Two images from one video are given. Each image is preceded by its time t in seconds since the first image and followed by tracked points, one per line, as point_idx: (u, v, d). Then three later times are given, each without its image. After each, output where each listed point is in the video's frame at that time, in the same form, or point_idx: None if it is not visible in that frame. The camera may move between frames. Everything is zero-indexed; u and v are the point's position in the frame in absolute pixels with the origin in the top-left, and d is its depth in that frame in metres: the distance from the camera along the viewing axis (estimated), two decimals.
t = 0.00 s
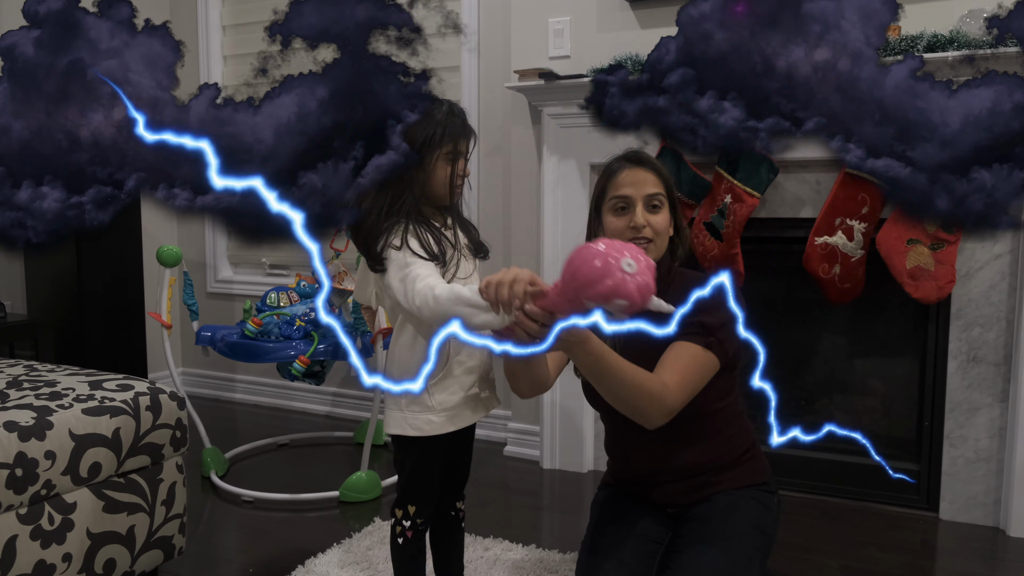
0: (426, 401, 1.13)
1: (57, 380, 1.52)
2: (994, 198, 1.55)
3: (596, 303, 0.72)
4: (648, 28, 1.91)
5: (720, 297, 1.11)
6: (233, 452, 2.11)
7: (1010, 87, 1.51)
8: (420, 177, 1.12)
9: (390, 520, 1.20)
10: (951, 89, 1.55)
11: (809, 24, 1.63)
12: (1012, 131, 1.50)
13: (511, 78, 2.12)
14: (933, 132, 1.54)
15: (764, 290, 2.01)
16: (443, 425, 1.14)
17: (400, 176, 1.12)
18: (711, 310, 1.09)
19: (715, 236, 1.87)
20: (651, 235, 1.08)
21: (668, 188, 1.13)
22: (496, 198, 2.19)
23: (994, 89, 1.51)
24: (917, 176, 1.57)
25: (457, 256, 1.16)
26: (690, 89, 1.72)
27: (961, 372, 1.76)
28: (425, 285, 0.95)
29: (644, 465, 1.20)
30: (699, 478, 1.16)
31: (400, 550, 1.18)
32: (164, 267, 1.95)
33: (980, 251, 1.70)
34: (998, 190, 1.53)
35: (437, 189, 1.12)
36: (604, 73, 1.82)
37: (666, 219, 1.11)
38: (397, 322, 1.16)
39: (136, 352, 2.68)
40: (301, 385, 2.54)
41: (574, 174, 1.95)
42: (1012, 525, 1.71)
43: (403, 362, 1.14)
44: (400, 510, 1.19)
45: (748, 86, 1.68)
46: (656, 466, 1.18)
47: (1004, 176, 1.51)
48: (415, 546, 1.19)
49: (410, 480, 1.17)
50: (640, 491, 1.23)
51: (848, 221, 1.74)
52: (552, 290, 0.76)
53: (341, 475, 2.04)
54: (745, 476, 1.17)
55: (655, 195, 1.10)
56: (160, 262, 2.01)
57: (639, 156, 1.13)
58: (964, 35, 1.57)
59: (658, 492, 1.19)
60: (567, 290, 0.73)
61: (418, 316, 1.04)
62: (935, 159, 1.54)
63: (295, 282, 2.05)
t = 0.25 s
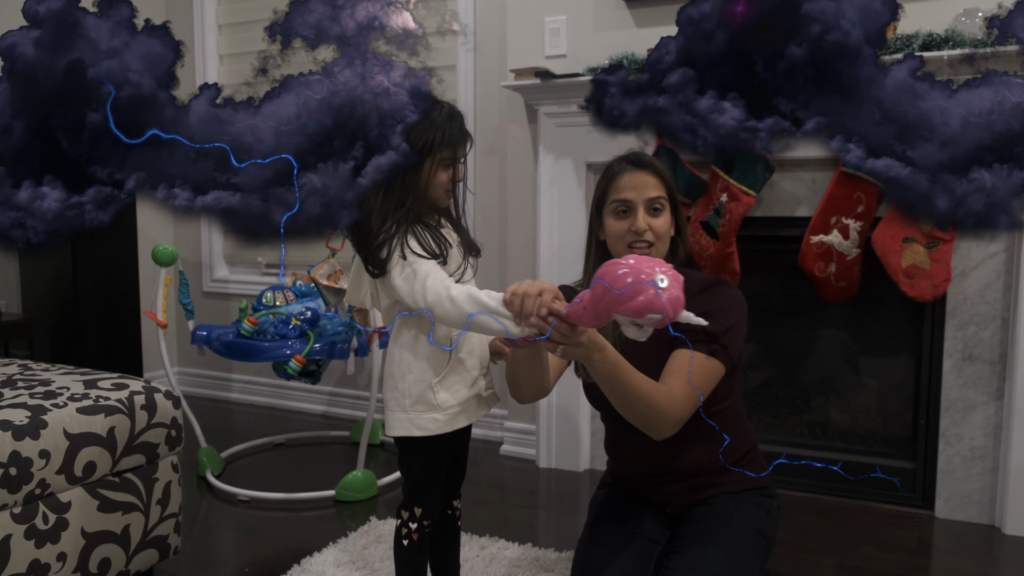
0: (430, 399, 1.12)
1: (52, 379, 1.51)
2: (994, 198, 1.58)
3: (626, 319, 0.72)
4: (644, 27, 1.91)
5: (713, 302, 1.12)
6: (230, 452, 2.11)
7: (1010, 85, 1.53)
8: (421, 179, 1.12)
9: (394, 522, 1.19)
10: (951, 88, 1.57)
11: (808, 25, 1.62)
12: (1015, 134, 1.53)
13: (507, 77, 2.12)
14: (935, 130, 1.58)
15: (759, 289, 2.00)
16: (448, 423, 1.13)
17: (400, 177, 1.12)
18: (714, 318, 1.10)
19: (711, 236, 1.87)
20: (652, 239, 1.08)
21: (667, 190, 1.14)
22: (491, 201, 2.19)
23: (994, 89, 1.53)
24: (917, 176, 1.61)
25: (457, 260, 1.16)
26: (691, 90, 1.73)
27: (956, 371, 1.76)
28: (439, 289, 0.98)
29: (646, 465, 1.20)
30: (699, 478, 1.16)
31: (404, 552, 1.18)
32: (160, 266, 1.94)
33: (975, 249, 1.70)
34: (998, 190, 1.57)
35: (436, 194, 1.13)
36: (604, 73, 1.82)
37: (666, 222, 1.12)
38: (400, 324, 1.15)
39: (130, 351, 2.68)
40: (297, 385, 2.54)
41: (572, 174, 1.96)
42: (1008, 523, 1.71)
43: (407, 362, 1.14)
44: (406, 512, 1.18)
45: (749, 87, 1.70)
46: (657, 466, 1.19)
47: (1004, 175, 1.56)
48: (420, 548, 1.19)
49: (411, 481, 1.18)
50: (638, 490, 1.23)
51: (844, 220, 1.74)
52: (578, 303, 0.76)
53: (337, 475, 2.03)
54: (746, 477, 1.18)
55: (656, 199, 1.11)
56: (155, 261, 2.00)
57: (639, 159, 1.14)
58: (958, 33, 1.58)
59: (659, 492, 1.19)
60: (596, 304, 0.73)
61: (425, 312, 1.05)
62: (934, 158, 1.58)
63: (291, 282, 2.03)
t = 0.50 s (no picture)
0: (439, 397, 1.13)
1: (43, 380, 1.51)
2: (993, 198, 1.58)
3: (661, 260, 0.73)
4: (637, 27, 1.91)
5: (704, 297, 1.11)
6: (222, 453, 2.11)
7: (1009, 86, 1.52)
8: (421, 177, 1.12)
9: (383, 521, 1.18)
10: (951, 89, 1.56)
11: (809, 25, 1.63)
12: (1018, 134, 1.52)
13: (500, 77, 2.12)
14: (938, 131, 1.56)
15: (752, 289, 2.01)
16: (456, 421, 1.15)
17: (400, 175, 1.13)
18: (708, 311, 1.09)
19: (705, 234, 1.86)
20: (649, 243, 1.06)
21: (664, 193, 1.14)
22: (484, 202, 2.19)
23: (994, 89, 1.53)
24: (917, 176, 1.61)
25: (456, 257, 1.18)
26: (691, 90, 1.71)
27: (948, 370, 1.77)
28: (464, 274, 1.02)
29: (642, 465, 1.20)
30: (694, 478, 1.16)
31: (393, 552, 1.17)
32: (152, 267, 1.93)
33: (967, 249, 1.71)
34: (998, 191, 1.56)
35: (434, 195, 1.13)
36: (604, 73, 1.80)
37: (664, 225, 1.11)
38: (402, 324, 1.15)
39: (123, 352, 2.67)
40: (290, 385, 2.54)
41: (565, 174, 1.96)
42: (999, 522, 1.72)
43: (411, 361, 1.14)
44: (395, 512, 1.17)
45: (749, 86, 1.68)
46: (652, 465, 1.19)
47: (1004, 176, 1.54)
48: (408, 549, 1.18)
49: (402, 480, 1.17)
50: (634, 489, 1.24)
51: (836, 219, 1.75)
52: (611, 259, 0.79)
53: (331, 475, 2.03)
54: (741, 477, 1.17)
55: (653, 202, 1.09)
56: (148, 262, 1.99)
57: (636, 163, 1.14)
58: (950, 34, 1.58)
59: (655, 491, 1.20)
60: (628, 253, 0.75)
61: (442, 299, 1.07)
62: (935, 159, 1.57)
63: (284, 282, 2.04)
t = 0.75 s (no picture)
0: (429, 399, 1.13)
1: (32, 381, 1.50)
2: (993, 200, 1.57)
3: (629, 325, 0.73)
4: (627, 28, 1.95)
5: (703, 298, 1.12)
6: (213, 453, 2.10)
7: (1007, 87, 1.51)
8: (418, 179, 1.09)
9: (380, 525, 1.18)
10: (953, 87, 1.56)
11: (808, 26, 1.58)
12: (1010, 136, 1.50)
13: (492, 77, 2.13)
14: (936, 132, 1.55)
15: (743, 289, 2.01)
16: (445, 422, 1.15)
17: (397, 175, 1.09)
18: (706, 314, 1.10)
19: (694, 236, 1.88)
20: (643, 241, 1.06)
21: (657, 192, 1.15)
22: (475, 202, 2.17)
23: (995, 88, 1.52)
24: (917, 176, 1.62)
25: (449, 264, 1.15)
26: (691, 90, 1.62)
27: (937, 369, 1.78)
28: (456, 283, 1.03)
29: (632, 464, 1.21)
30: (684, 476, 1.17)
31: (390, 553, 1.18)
32: (143, 267, 1.94)
33: (956, 248, 1.72)
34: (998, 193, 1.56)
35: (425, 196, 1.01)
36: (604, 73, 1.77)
37: (656, 226, 1.11)
38: (393, 326, 1.15)
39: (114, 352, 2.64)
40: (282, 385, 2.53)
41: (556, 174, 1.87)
42: (988, 519, 1.73)
43: (403, 361, 1.14)
44: (391, 514, 1.18)
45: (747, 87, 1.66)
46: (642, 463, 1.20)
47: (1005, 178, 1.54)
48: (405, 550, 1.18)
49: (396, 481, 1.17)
50: (623, 488, 1.24)
51: (825, 219, 1.76)
52: (588, 314, 0.80)
53: (322, 476, 2.03)
54: (732, 476, 1.18)
55: (646, 202, 1.10)
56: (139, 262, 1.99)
57: (630, 161, 1.15)
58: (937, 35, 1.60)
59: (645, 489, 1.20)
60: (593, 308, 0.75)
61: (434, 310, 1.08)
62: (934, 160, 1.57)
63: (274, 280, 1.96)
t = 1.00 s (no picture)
0: (422, 399, 1.13)
1: (20, 380, 1.49)
2: (994, 198, 1.57)
3: (598, 256, 0.74)
4: (618, 28, 1.92)
5: (683, 287, 1.11)
6: (202, 453, 2.09)
7: (1010, 87, 1.52)
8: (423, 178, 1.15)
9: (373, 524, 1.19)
10: (951, 88, 1.57)
11: (809, 25, 1.61)
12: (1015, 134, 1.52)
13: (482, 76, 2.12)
14: (936, 132, 1.57)
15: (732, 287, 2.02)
16: (439, 423, 1.15)
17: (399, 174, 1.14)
18: (685, 301, 1.09)
19: (684, 234, 1.88)
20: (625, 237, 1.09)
21: (642, 192, 1.14)
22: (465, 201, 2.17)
23: (994, 89, 1.53)
24: (917, 176, 1.60)
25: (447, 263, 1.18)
26: (692, 89, 1.72)
27: (924, 367, 1.79)
28: (433, 285, 1.03)
29: (622, 462, 1.21)
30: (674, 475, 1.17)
31: (381, 553, 1.18)
32: (131, 266, 1.92)
33: (942, 248, 1.73)
34: (998, 190, 1.55)
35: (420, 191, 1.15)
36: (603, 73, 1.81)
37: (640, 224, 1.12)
38: (383, 326, 1.15)
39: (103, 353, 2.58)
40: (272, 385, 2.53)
41: (546, 172, 1.97)
42: (974, 516, 1.74)
43: (395, 361, 1.14)
44: (383, 513, 1.18)
45: (748, 87, 1.69)
46: (632, 461, 1.20)
47: (1005, 175, 1.53)
48: (396, 550, 1.18)
49: (387, 477, 1.18)
50: (614, 487, 1.24)
51: (814, 219, 1.77)
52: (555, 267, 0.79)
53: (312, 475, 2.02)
54: (721, 474, 1.18)
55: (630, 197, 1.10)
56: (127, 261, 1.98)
57: (612, 163, 1.15)
58: (925, 36, 1.60)
59: (635, 488, 1.20)
60: (563, 257, 0.76)
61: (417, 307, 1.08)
62: (935, 158, 1.57)
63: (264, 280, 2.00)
